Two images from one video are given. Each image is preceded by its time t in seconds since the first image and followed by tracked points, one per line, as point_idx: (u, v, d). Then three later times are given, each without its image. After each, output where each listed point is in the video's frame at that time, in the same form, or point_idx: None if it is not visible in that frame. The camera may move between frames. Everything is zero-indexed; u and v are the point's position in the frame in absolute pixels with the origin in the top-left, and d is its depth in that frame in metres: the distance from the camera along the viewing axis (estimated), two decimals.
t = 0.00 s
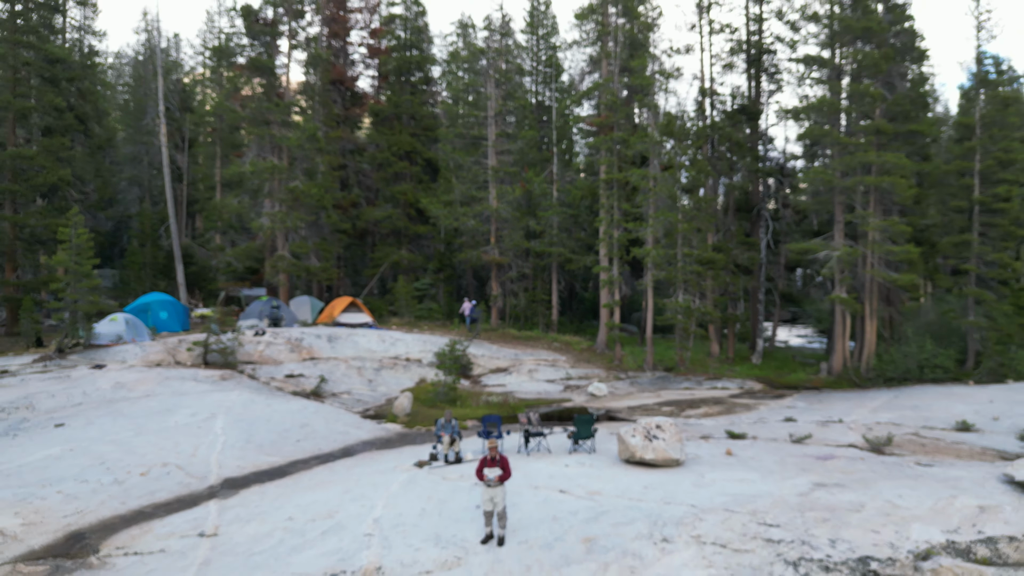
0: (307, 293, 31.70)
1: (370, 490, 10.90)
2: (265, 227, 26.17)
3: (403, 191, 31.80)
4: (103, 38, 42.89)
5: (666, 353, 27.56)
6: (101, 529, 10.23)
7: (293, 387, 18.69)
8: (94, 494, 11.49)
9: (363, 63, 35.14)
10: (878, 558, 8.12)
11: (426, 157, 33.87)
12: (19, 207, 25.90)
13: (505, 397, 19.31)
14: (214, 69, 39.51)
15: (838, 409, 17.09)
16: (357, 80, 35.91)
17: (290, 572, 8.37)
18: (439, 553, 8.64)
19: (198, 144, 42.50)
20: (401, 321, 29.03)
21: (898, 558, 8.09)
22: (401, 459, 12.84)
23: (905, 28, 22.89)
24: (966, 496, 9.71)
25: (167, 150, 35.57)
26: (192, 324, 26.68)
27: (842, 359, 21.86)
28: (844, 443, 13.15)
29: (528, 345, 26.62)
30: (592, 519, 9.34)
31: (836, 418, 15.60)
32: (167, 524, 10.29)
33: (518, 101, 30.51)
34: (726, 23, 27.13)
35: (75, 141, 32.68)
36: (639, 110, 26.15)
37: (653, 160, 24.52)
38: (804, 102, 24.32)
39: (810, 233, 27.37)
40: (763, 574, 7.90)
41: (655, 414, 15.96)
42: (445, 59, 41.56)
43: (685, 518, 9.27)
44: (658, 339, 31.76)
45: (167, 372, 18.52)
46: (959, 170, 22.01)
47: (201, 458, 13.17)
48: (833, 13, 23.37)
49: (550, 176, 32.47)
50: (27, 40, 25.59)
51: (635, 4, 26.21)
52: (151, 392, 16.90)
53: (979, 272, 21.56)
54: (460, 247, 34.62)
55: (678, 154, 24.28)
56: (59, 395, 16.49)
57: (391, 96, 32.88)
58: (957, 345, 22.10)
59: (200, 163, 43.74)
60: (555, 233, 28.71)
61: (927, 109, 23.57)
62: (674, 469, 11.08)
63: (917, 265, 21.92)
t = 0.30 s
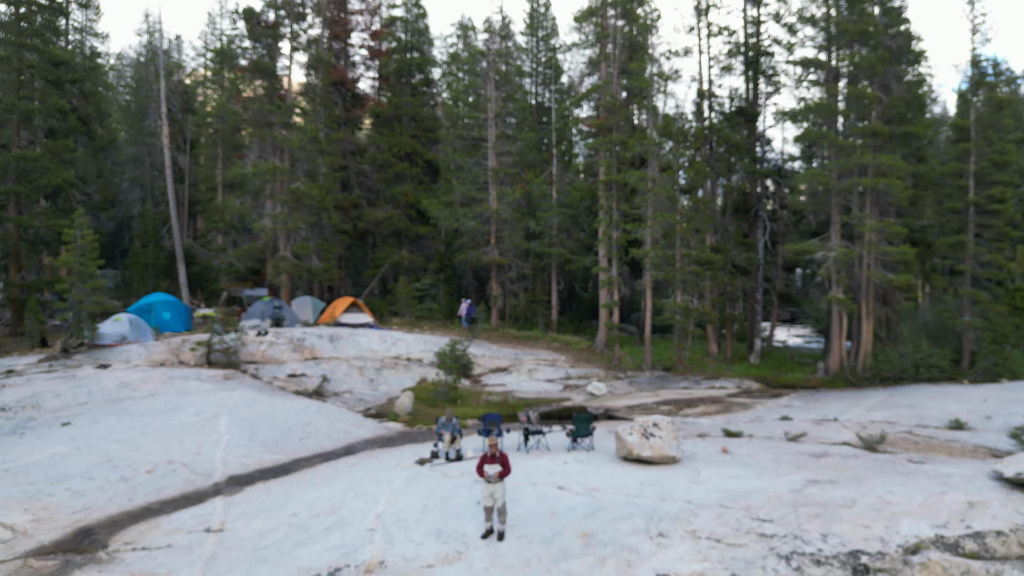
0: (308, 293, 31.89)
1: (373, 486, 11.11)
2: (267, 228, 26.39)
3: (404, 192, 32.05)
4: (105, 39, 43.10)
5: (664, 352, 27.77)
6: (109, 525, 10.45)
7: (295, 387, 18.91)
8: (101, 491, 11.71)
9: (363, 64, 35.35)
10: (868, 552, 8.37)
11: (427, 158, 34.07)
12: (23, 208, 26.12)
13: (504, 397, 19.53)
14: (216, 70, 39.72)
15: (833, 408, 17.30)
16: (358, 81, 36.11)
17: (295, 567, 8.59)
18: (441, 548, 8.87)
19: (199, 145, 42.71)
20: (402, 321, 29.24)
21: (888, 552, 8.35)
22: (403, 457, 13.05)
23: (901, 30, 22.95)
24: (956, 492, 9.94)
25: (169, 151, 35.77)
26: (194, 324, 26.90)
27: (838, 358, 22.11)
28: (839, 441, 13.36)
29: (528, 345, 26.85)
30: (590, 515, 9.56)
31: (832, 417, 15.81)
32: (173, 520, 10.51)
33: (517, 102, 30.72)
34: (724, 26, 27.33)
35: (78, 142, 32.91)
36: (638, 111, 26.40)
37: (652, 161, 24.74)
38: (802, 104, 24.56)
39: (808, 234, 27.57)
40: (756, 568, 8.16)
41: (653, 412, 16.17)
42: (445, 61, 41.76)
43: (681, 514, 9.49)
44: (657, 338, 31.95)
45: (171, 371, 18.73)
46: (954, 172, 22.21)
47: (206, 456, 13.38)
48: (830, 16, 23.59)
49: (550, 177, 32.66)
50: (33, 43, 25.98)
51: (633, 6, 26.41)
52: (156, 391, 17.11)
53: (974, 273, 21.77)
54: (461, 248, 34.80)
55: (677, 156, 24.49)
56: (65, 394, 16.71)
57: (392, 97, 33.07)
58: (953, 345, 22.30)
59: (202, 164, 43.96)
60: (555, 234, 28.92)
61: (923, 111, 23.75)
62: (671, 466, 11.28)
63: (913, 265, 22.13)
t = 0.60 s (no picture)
0: (309, 293, 31.99)
1: (374, 483, 11.21)
2: (268, 228, 26.50)
3: (404, 192, 32.18)
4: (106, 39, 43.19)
5: (664, 352, 27.85)
6: (112, 521, 10.54)
7: (296, 385, 19.03)
8: (104, 487, 11.81)
9: (364, 64, 35.46)
10: (863, 547, 8.51)
11: (427, 158, 34.15)
12: (24, 207, 26.20)
13: (504, 395, 19.64)
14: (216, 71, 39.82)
15: (832, 406, 17.40)
16: (358, 81, 36.22)
17: (297, 562, 8.72)
18: (441, 543, 8.98)
19: (200, 145, 42.78)
20: (402, 320, 29.32)
21: (883, 547, 8.49)
22: (404, 454, 13.13)
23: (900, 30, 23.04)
24: (951, 488, 10.02)
25: (170, 151, 35.87)
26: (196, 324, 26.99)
27: (837, 357, 22.36)
28: (836, 438, 13.45)
29: (528, 344, 26.97)
30: (588, 511, 9.66)
31: (830, 415, 15.90)
32: (176, 516, 10.60)
33: (518, 102, 30.81)
34: (723, 26, 27.43)
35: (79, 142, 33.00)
36: (637, 112, 26.51)
37: (651, 161, 24.84)
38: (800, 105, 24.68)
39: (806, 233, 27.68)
40: (753, 563, 8.32)
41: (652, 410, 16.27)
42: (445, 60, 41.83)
43: (678, 510, 9.59)
44: (657, 338, 32.03)
45: (173, 370, 18.82)
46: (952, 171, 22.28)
47: (208, 454, 13.47)
48: (829, 16, 23.69)
49: (550, 177, 32.75)
50: (34, 43, 26.06)
51: (633, 7, 26.53)
52: (158, 390, 17.20)
53: (972, 272, 21.85)
54: (460, 248, 34.86)
55: (675, 156, 24.60)
56: (67, 393, 16.80)
57: (392, 97, 33.13)
58: (951, 344, 22.38)
59: (202, 163, 44.05)
60: (555, 233, 29.03)
61: (922, 111, 23.78)
62: (669, 463, 11.36)
63: (911, 265, 22.23)
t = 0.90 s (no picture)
0: (307, 288, 32.02)
1: (372, 469, 11.25)
2: (266, 223, 26.51)
3: (403, 187, 32.22)
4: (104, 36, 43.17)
5: (661, 346, 27.92)
6: (111, 508, 10.58)
7: (294, 378, 19.06)
8: (102, 475, 11.84)
9: (362, 61, 35.45)
10: (859, 529, 8.61)
11: (425, 154, 34.15)
12: (23, 202, 26.20)
13: (502, 388, 19.73)
14: (215, 67, 39.80)
15: (828, 398, 17.48)
16: (357, 78, 36.23)
17: (295, 545, 8.81)
18: (439, 527, 9.03)
19: (198, 142, 42.76)
20: (401, 316, 29.36)
21: (879, 529, 8.60)
22: (402, 443, 13.17)
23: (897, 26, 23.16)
24: (947, 473, 10.09)
25: (168, 147, 35.84)
26: (194, 318, 27.00)
27: (834, 351, 22.39)
28: (833, 427, 13.52)
29: (526, 338, 27.03)
30: (586, 495, 9.71)
31: (826, 406, 15.97)
32: (174, 502, 10.64)
33: (516, 98, 30.83)
34: (721, 21, 27.46)
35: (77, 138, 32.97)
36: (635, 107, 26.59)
37: (649, 156, 24.90)
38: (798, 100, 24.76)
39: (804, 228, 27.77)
40: (749, 545, 8.44)
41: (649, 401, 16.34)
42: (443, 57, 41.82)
43: (675, 494, 9.65)
44: (654, 333, 32.11)
45: (171, 362, 18.81)
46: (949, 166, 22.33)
47: (206, 443, 13.50)
48: (826, 11, 23.75)
49: (548, 173, 32.80)
50: (32, 37, 26.03)
51: (631, 3, 26.57)
52: (156, 381, 17.22)
53: (969, 266, 21.96)
54: (459, 243, 34.92)
55: (673, 151, 24.69)
56: (66, 384, 16.82)
57: (391, 94, 33.11)
58: (947, 337, 22.50)
59: (200, 160, 44.00)
60: (552, 229, 29.09)
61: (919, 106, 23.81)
62: (666, 450, 11.39)
63: (907, 259, 22.33)
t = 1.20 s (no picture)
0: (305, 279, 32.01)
1: (370, 446, 11.26)
2: (264, 212, 26.48)
3: (401, 179, 32.22)
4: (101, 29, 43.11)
5: (659, 336, 27.95)
6: (108, 483, 10.59)
7: (292, 364, 19.06)
8: (100, 453, 11.84)
9: (360, 53, 35.40)
10: (856, 498, 8.66)
11: (424, 145, 34.11)
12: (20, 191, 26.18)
13: (501, 374, 19.76)
14: (212, 60, 39.72)
15: (826, 383, 17.51)
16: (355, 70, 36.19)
17: (293, 515, 8.89)
18: (437, 498, 9.07)
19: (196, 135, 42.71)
20: (399, 306, 29.37)
21: (877, 498, 8.65)
22: (400, 423, 13.17)
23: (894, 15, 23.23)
24: (945, 446, 10.11)
25: (166, 139, 35.78)
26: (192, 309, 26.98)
27: (832, 339, 22.37)
28: (831, 408, 13.53)
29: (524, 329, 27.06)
30: (584, 467, 9.73)
31: (825, 389, 15.98)
32: (172, 477, 10.64)
33: (514, 89, 30.81)
34: (720, 12, 27.43)
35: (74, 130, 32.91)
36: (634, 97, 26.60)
37: (647, 145, 24.95)
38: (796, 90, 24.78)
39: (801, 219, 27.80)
40: (747, 514, 8.52)
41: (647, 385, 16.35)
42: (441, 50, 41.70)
43: (673, 466, 9.67)
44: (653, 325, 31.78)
45: (169, 348, 18.80)
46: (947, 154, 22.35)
47: (204, 423, 13.50)
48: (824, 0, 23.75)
49: (547, 164, 32.78)
50: (29, 27, 25.83)
51: None
52: (154, 366, 17.22)
53: (966, 253, 22.02)
54: (457, 235, 34.92)
55: (670, 141, 24.78)
56: (63, 368, 16.81)
57: (389, 85, 33.07)
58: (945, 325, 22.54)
59: (198, 154, 43.90)
60: (550, 219, 29.12)
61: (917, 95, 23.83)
62: (664, 427, 11.38)
63: (905, 247, 22.37)
